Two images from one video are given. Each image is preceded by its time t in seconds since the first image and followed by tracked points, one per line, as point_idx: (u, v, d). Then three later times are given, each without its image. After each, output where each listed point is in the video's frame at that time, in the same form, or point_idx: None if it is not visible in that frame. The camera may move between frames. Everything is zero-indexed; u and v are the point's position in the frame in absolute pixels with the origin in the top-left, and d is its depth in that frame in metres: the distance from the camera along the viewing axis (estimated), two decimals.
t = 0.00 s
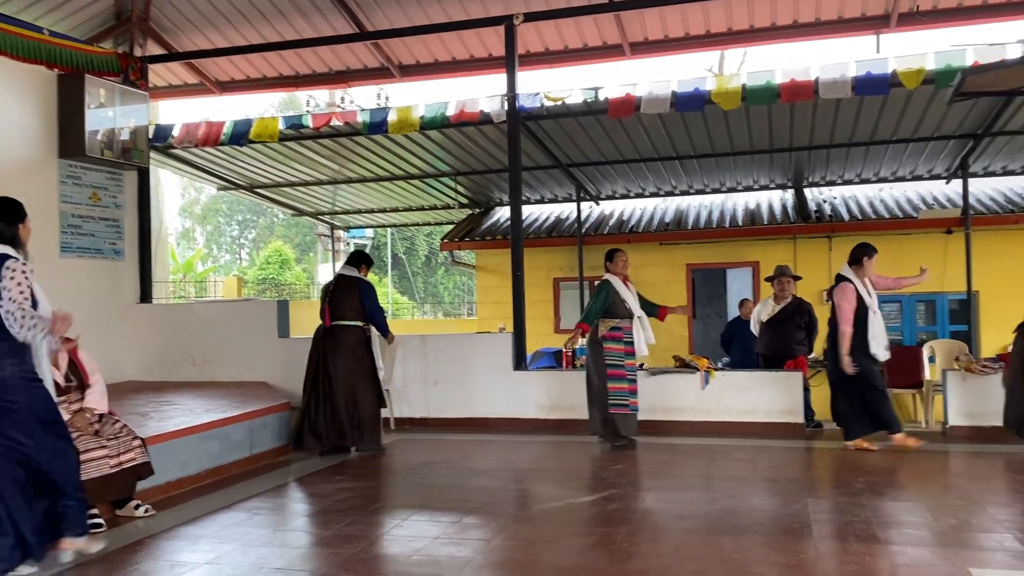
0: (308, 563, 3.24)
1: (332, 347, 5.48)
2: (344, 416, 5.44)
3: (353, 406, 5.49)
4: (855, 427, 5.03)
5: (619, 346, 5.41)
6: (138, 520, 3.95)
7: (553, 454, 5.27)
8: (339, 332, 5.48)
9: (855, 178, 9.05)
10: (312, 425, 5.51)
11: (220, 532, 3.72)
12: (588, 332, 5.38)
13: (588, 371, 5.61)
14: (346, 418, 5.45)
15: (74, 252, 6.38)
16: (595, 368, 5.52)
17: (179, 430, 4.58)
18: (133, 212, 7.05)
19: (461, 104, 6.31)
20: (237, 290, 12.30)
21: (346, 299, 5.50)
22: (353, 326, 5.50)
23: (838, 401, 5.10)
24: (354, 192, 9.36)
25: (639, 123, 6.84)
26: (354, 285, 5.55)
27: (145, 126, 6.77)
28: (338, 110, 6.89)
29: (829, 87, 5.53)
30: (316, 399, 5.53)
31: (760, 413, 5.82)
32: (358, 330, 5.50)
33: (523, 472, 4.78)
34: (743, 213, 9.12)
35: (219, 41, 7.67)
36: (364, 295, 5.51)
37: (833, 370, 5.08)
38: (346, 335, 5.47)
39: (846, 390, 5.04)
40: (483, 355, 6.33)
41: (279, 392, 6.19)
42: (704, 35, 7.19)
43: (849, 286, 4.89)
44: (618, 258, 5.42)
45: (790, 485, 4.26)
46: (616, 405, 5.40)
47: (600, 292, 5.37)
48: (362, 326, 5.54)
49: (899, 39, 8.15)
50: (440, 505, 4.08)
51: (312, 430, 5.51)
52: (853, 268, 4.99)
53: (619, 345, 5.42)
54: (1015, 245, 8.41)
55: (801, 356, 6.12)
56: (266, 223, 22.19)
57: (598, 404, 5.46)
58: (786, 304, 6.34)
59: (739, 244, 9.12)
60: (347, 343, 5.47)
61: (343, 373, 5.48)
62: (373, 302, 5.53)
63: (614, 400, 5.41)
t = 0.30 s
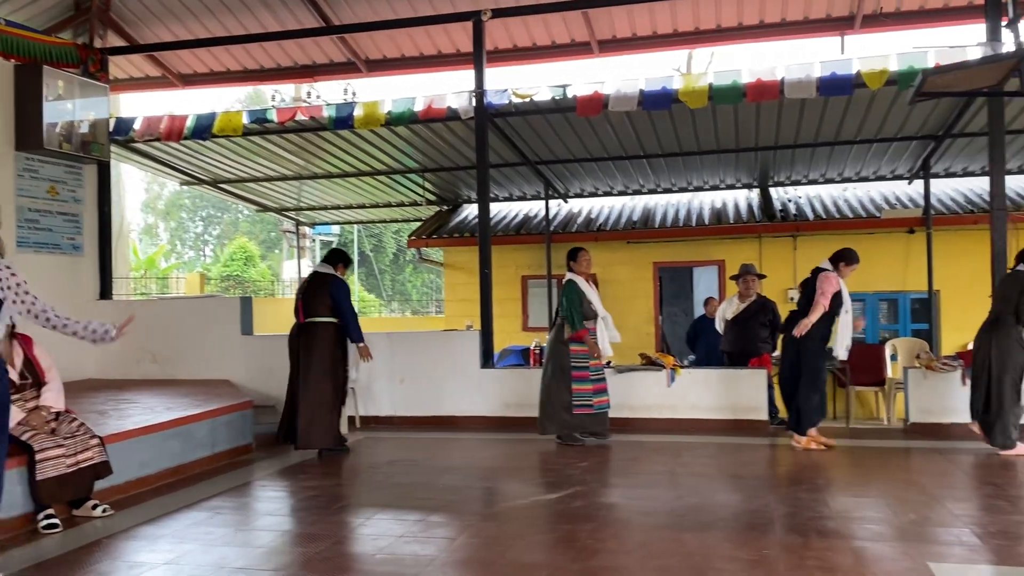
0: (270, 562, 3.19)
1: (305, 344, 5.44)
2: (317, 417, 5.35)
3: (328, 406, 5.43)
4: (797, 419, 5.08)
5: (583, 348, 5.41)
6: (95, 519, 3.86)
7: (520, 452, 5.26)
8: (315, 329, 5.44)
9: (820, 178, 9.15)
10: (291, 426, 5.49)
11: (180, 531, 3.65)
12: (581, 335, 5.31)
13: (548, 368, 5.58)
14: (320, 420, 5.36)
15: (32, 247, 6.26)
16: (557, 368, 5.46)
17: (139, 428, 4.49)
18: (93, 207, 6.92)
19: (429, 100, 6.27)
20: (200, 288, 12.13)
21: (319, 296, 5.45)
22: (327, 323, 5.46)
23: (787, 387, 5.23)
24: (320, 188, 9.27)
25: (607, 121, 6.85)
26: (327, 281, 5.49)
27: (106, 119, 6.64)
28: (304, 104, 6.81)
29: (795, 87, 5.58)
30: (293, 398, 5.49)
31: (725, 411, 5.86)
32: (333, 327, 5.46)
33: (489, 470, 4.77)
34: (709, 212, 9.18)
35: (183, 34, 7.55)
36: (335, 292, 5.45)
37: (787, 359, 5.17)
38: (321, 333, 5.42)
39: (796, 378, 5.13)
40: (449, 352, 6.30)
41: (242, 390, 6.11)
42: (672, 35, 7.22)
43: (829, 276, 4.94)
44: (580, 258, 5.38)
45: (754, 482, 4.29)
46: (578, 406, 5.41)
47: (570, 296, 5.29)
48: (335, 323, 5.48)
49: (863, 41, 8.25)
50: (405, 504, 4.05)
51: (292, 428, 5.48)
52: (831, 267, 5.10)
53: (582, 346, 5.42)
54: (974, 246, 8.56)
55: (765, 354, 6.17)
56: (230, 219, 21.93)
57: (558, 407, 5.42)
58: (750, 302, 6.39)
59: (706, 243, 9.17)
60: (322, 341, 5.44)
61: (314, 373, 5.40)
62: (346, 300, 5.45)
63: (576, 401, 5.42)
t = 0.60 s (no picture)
0: (229, 565, 3.14)
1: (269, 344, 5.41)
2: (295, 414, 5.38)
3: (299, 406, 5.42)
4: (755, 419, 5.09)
5: (555, 347, 5.40)
6: (50, 523, 3.78)
7: (485, 452, 5.25)
8: (277, 329, 5.39)
9: (781, 180, 9.27)
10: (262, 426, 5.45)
11: (137, 533, 3.59)
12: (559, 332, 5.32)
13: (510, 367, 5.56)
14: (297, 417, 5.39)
15: None
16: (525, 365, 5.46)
17: (96, 429, 4.40)
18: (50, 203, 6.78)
19: (394, 98, 6.21)
20: (160, 286, 11.94)
21: (285, 296, 5.41)
22: (290, 323, 5.42)
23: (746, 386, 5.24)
24: (284, 186, 9.18)
25: (573, 121, 6.86)
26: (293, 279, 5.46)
27: (63, 114, 6.45)
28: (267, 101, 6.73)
29: (757, 89, 5.64)
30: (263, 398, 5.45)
31: (688, 409, 5.91)
32: (296, 327, 5.42)
33: (453, 470, 4.75)
34: (673, 212, 9.25)
35: (142, 28, 7.43)
36: (302, 290, 5.41)
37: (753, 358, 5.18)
38: (283, 333, 5.38)
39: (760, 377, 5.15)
40: (414, 352, 6.27)
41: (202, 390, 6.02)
42: (637, 35, 7.25)
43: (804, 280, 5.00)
44: (552, 257, 5.39)
45: (716, 480, 4.33)
46: (546, 404, 5.36)
47: (542, 292, 5.31)
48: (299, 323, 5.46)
49: (825, 44, 8.36)
50: (368, 504, 4.02)
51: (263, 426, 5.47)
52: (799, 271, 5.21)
53: (553, 345, 5.42)
54: (932, 246, 8.72)
55: (727, 353, 6.24)
56: (193, 217, 21.64)
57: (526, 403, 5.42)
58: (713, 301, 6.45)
59: (671, 243, 9.23)
60: (285, 342, 5.40)
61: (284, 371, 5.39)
62: (312, 300, 5.42)
63: (544, 399, 5.38)
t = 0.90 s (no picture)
0: (185, 570, 3.09)
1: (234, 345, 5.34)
2: (254, 418, 5.32)
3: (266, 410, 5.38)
4: (754, 421, 5.22)
5: (529, 350, 5.41)
6: None
7: (447, 453, 5.22)
8: (243, 331, 5.33)
9: (743, 183, 9.38)
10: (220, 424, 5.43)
11: (91, 539, 3.52)
12: (519, 336, 5.31)
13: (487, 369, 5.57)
14: (262, 419, 5.35)
15: None
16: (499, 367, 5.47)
17: (49, 432, 4.30)
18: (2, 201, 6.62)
19: (357, 97, 6.17)
20: (118, 286, 11.75)
21: (251, 298, 5.36)
22: (256, 326, 5.37)
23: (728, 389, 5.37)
24: (245, 185, 9.07)
25: (537, 122, 6.87)
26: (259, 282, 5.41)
27: (15, 109, 6.29)
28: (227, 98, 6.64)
29: (719, 93, 5.70)
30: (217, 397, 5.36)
31: (650, 409, 5.95)
32: (261, 330, 5.37)
33: (416, 471, 4.73)
34: (637, 214, 9.31)
35: (99, 23, 7.30)
36: (269, 294, 5.39)
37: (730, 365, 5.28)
38: (248, 336, 5.32)
39: (743, 381, 5.26)
40: (377, 353, 6.23)
41: (159, 392, 5.92)
42: (601, 37, 7.30)
43: (782, 290, 5.10)
44: (531, 261, 5.44)
45: (678, 480, 4.35)
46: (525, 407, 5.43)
47: (521, 294, 5.34)
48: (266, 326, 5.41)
49: (785, 49, 8.47)
50: (329, 507, 3.98)
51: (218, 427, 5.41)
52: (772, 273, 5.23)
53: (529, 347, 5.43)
54: (888, 249, 8.87)
55: (689, 354, 6.29)
56: (152, 216, 21.32)
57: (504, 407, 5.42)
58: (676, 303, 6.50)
59: (634, 244, 9.29)
60: (249, 345, 5.33)
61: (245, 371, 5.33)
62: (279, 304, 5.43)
63: (520, 401, 5.45)
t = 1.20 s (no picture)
0: None
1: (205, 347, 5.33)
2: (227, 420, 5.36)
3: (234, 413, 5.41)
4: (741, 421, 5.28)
5: (503, 353, 5.40)
6: None
7: (409, 457, 5.20)
8: (213, 334, 5.32)
9: (704, 188, 9.48)
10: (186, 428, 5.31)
11: (42, 548, 3.44)
12: (496, 341, 5.30)
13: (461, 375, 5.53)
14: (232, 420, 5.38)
15: None
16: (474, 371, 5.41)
17: None
18: None
19: (320, 99, 6.13)
20: (74, 287, 11.54)
21: (224, 300, 5.36)
22: (227, 329, 5.37)
23: (712, 395, 5.44)
24: (205, 186, 8.96)
25: (501, 126, 6.87)
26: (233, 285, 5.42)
27: None
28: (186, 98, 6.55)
29: (681, 99, 5.75)
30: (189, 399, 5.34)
31: (612, 413, 5.97)
32: (230, 333, 5.37)
33: (377, 476, 4.69)
34: (600, 218, 9.36)
35: (54, 20, 7.17)
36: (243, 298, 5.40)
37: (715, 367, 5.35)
38: (217, 339, 5.32)
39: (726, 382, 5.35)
40: (338, 356, 6.18)
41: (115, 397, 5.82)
42: (565, 43, 7.33)
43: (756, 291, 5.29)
44: (506, 264, 5.43)
45: (639, 483, 4.37)
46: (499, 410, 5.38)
47: (495, 299, 5.32)
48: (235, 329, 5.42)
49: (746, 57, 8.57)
50: (288, 513, 3.93)
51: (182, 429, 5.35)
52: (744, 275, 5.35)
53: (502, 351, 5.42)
54: (846, 254, 9.02)
55: (651, 357, 6.33)
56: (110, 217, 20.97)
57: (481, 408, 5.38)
58: (639, 306, 6.55)
59: (598, 248, 9.33)
60: (217, 348, 5.33)
61: (217, 373, 5.33)
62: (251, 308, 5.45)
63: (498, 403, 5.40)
